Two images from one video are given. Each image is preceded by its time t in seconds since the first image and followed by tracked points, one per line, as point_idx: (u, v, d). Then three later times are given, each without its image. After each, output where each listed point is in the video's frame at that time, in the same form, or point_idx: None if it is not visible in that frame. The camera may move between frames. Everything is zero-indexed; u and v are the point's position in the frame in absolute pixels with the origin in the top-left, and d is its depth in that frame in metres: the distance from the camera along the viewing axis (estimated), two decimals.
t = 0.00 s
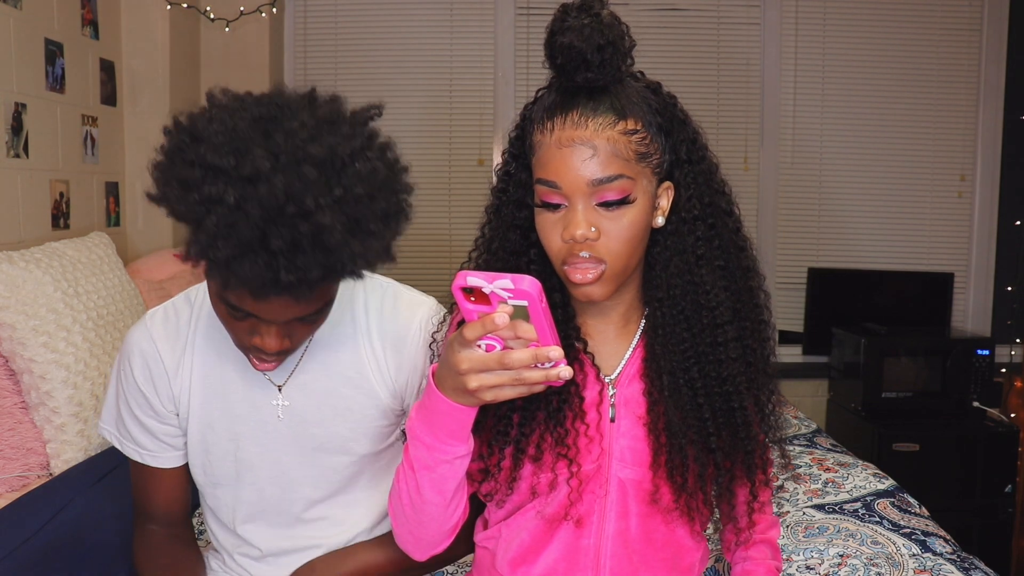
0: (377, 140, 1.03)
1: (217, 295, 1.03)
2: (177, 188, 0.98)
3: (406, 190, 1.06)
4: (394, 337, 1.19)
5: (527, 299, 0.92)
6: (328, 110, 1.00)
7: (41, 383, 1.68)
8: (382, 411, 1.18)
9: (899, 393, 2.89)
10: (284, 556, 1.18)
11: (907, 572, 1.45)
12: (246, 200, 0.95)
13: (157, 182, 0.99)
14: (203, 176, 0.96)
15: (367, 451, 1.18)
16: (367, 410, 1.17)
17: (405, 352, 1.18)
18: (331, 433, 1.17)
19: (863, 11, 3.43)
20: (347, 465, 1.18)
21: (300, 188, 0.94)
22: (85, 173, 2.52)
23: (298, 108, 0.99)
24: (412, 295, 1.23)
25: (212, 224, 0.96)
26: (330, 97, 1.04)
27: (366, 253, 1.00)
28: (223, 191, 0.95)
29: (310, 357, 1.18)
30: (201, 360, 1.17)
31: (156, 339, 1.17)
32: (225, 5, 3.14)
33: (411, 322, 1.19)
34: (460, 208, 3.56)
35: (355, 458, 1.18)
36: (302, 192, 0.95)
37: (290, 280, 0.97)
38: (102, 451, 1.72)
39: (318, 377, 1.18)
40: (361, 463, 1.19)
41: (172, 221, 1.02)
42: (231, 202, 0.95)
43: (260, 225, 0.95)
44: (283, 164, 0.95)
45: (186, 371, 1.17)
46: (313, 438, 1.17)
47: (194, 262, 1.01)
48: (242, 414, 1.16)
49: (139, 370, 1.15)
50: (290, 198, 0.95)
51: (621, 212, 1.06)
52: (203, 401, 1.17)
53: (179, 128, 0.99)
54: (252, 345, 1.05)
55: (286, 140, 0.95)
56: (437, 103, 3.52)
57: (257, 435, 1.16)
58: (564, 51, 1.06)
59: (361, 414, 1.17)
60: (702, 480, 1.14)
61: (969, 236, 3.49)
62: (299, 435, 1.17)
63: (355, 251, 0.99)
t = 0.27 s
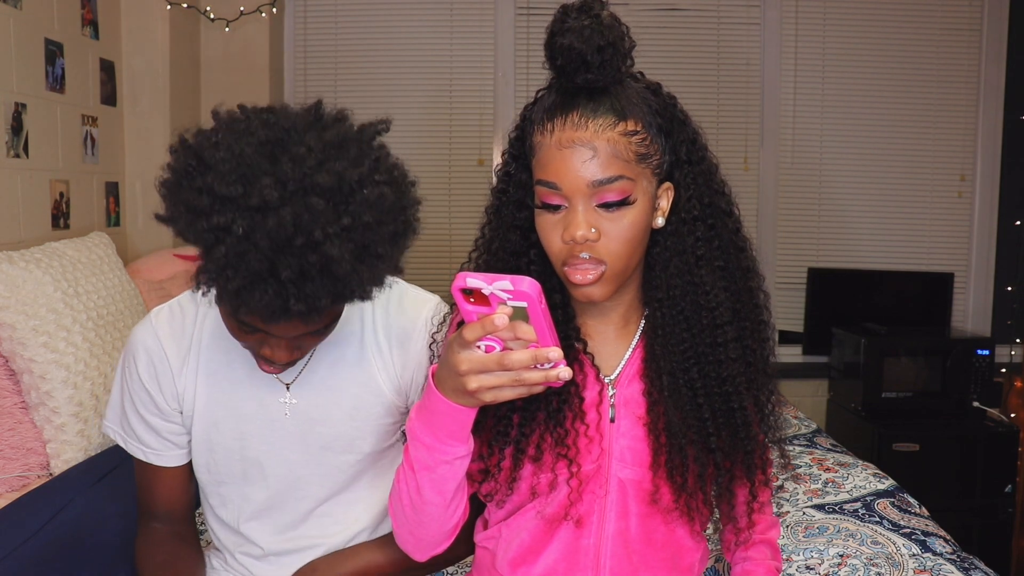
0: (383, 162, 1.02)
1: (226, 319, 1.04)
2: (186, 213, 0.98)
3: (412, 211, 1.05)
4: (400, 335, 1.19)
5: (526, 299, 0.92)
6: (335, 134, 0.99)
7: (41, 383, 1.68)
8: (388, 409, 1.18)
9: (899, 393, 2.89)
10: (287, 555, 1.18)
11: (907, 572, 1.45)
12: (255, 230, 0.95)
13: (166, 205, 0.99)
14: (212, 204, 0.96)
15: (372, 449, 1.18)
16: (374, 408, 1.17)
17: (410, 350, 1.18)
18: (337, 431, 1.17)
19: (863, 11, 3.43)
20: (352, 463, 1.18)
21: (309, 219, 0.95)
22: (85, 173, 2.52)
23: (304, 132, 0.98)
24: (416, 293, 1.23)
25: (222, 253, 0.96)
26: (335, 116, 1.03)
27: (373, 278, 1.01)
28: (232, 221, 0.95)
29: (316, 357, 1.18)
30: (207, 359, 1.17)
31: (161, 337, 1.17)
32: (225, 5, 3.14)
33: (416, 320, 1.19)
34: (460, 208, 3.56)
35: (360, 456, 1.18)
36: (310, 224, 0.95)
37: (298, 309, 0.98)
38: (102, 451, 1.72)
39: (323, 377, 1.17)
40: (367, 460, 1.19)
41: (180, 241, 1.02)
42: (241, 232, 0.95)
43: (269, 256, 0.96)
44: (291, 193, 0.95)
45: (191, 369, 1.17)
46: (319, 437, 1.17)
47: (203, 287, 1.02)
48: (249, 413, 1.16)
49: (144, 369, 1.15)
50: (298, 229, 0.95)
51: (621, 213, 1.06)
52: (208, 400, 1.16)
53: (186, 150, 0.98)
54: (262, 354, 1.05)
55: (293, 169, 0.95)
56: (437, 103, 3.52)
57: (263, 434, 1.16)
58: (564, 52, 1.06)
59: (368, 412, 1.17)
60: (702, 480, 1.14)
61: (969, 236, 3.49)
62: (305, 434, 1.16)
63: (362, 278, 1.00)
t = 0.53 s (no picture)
0: (380, 177, 1.04)
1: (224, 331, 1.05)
2: (183, 224, 1.00)
3: (409, 226, 1.07)
4: (402, 336, 1.19)
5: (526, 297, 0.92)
6: (332, 149, 1.00)
7: (41, 383, 1.68)
8: (390, 410, 1.18)
9: (899, 393, 2.89)
10: (288, 556, 1.18)
11: (908, 572, 1.45)
12: (249, 244, 0.96)
13: (165, 216, 1.01)
14: (209, 217, 0.98)
15: (374, 449, 1.18)
16: (375, 409, 1.17)
17: (413, 349, 1.18)
18: (339, 432, 1.17)
19: (863, 11, 3.43)
20: (353, 463, 1.18)
21: (302, 236, 0.96)
22: (85, 173, 2.52)
23: (302, 147, 1.00)
24: (419, 291, 1.23)
25: (216, 267, 0.97)
26: (334, 131, 1.05)
27: (366, 294, 1.02)
28: (227, 235, 0.97)
29: (317, 357, 1.18)
30: (211, 357, 1.18)
31: (166, 335, 1.18)
32: (225, 5, 3.14)
33: (419, 320, 1.19)
34: (460, 209, 3.56)
35: (362, 456, 1.18)
36: (303, 240, 0.96)
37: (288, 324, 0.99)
38: (102, 451, 1.72)
39: (326, 377, 1.17)
40: (368, 460, 1.18)
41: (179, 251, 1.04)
42: (234, 246, 0.96)
43: (261, 272, 0.97)
44: (286, 209, 0.96)
45: (194, 367, 1.18)
46: (320, 437, 1.16)
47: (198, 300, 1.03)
48: (251, 412, 1.16)
49: (148, 366, 1.17)
50: (291, 245, 0.96)
51: (621, 213, 1.06)
52: (211, 397, 1.17)
53: (186, 162, 1.00)
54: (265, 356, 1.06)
55: (289, 184, 0.96)
56: (438, 103, 3.52)
57: (266, 434, 1.16)
58: (563, 52, 1.07)
59: (369, 412, 1.17)
60: (702, 479, 1.14)
61: (969, 235, 3.49)
62: (306, 433, 1.16)
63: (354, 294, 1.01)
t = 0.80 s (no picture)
0: (358, 197, 1.08)
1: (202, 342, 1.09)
2: (158, 236, 1.04)
3: (387, 243, 1.10)
4: (405, 339, 1.18)
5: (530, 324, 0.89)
6: (308, 167, 1.04)
7: (41, 383, 1.68)
8: (392, 413, 1.18)
9: (899, 393, 2.89)
10: (289, 558, 1.17)
11: (907, 572, 1.45)
12: (215, 258, 1.00)
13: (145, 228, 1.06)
14: (181, 230, 1.02)
15: (376, 452, 1.18)
16: (377, 412, 1.17)
17: (415, 353, 1.17)
18: (340, 434, 1.16)
19: (863, 11, 3.43)
20: (354, 465, 1.17)
21: (268, 253, 1.00)
22: (85, 173, 2.52)
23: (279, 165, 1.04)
24: (422, 297, 1.23)
25: (183, 279, 1.02)
26: (317, 150, 1.09)
27: (336, 312, 1.05)
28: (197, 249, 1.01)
29: (318, 358, 1.18)
30: (212, 358, 1.18)
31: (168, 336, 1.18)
32: (225, 5, 3.14)
33: (423, 325, 1.19)
34: (459, 209, 3.56)
35: (363, 458, 1.17)
36: (269, 258, 1.00)
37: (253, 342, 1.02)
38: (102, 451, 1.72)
39: (327, 380, 1.17)
40: (370, 462, 1.18)
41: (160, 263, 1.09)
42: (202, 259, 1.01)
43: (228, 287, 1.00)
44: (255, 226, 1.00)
45: (196, 368, 1.18)
46: (321, 439, 1.16)
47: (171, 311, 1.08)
48: (252, 413, 1.17)
49: (150, 366, 1.17)
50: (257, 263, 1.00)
51: (627, 215, 1.06)
52: (211, 399, 1.17)
53: (167, 175, 1.05)
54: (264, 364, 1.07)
55: (261, 201, 1.00)
56: (438, 103, 3.52)
57: (266, 435, 1.16)
58: (572, 53, 1.07)
59: (371, 415, 1.17)
60: (707, 483, 1.14)
61: (969, 236, 3.49)
62: (307, 435, 1.16)
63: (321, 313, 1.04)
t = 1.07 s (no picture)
0: (359, 197, 1.08)
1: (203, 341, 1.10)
2: (160, 236, 1.04)
3: (388, 243, 1.12)
4: (406, 340, 1.19)
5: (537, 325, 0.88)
6: (311, 166, 1.04)
7: (41, 383, 1.68)
8: (392, 414, 1.18)
9: (899, 393, 2.89)
10: (289, 558, 1.17)
11: (907, 572, 1.45)
12: (218, 258, 0.99)
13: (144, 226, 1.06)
14: (183, 230, 1.02)
15: (376, 452, 1.18)
16: (377, 413, 1.17)
17: (416, 353, 1.18)
18: (341, 435, 1.16)
19: (862, 11, 3.43)
20: (354, 466, 1.17)
21: (271, 253, 1.00)
22: (85, 173, 2.52)
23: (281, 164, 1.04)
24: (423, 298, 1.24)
25: (186, 278, 1.02)
26: (319, 149, 1.09)
27: (336, 311, 1.07)
28: (198, 250, 1.01)
29: (319, 358, 1.18)
30: (213, 359, 1.18)
31: (169, 336, 1.18)
32: (225, 5, 3.14)
33: (424, 327, 1.19)
34: (459, 209, 3.56)
35: (364, 459, 1.17)
36: (272, 258, 1.00)
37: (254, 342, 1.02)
38: (102, 451, 1.72)
39: (328, 380, 1.17)
40: (370, 463, 1.18)
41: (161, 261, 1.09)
42: (204, 259, 1.00)
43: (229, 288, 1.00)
44: (258, 227, 1.00)
45: (197, 369, 1.18)
46: (322, 439, 1.16)
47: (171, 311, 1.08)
48: (253, 414, 1.17)
49: (151, 366, 1.17)
50: (259, 263, 1.00)
51: (627, 211, 1.06)
52: (212, 400, 1.17)
53: (168, 175, 1.05)
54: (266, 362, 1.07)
55: (264, 201, 1.00)
56: (438, 103, 3.52)
57: (267, 435, 1.16)
58: (574, 50, 1.07)
59: (372, 416, 1.17)
60: (706, 482, 1.14)
61: (969, 235, 3.49)
62: (308, 436, 1.16)
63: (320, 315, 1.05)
